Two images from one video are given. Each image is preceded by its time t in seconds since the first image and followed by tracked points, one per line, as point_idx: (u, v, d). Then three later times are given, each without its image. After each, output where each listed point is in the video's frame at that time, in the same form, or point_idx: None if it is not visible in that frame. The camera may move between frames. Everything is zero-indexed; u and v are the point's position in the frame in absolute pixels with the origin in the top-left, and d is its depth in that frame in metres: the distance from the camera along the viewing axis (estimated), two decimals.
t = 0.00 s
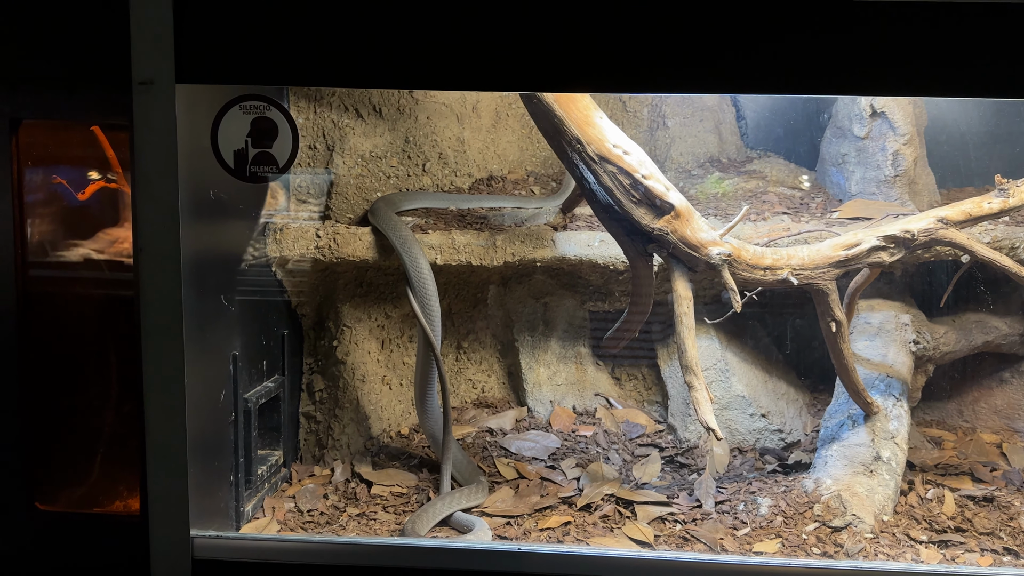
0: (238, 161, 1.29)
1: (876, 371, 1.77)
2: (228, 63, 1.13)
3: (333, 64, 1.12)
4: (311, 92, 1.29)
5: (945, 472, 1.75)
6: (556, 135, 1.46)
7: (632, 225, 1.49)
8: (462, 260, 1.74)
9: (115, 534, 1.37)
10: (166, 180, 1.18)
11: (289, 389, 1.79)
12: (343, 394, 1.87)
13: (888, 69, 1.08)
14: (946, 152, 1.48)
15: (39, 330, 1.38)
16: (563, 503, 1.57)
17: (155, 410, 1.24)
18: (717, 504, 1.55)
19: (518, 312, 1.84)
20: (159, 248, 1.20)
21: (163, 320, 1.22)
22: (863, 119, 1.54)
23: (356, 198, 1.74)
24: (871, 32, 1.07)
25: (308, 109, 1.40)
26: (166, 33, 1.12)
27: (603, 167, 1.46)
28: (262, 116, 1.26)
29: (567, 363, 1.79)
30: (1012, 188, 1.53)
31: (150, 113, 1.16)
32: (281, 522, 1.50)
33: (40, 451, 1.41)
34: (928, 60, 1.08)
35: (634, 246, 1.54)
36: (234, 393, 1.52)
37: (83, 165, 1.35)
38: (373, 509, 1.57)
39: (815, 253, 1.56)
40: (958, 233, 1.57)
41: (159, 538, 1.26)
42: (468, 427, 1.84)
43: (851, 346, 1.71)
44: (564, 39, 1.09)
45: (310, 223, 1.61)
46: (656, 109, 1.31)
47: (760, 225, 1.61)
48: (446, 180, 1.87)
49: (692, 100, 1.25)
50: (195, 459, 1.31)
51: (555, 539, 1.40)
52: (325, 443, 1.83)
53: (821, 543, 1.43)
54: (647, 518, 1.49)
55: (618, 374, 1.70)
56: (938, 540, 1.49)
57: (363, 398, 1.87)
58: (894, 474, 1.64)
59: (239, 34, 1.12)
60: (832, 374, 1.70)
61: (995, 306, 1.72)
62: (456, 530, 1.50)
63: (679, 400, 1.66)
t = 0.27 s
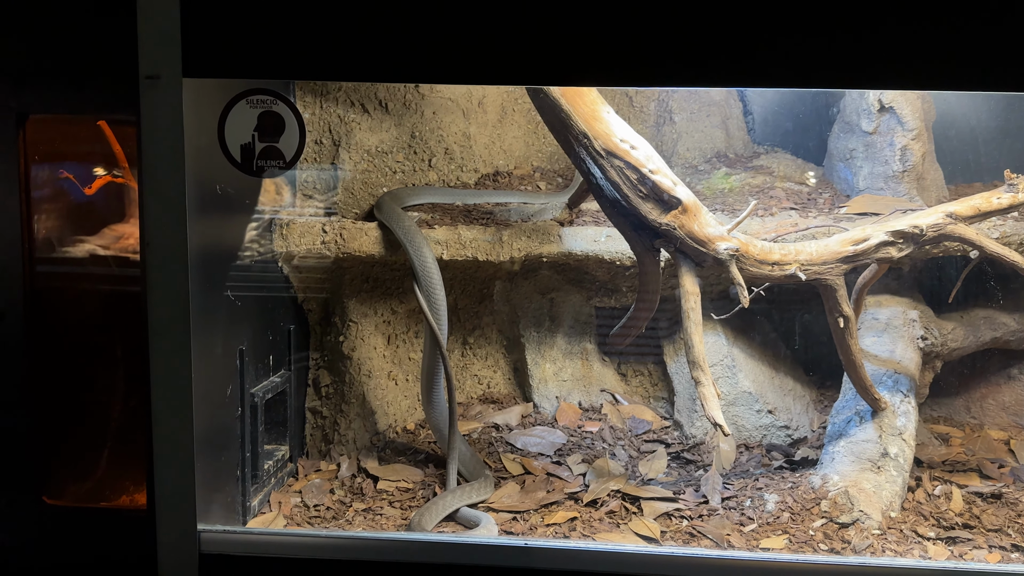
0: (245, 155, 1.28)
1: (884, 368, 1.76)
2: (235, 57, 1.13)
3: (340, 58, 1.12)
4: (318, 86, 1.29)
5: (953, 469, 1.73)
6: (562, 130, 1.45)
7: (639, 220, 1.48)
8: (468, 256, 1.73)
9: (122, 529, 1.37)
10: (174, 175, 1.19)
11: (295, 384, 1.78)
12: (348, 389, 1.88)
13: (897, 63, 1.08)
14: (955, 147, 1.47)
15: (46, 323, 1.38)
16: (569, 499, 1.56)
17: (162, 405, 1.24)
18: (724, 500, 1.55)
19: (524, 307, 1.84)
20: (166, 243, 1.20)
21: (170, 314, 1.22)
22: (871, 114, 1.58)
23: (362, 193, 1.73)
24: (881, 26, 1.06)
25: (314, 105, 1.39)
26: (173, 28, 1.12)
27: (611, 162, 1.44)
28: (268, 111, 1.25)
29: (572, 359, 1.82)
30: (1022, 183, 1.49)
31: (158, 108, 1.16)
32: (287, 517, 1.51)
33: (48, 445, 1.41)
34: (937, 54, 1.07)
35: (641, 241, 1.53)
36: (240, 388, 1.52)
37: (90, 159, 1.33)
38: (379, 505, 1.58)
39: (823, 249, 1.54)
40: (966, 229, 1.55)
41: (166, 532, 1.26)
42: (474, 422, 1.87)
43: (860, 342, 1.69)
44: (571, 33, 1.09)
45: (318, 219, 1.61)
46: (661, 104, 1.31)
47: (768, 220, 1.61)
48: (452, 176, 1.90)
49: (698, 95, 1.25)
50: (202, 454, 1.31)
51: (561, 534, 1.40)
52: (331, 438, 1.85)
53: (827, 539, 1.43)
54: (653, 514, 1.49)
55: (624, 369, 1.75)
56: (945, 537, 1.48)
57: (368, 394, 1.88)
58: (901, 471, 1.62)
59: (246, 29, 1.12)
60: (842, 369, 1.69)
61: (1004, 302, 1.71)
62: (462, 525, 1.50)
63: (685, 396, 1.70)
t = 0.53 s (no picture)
0: (251, 149, 1.29)
1: (892, 364, 1.78)
2: (241, 51, 1.12)
3: (346, 52, 1.11)
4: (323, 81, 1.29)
5: (961, 466, 1.75)
6: (569, 125, 1.45)
7: (646, 215, 1.50)
8: (474, 251, 1.76)
9: (128, 524, 1.36)
10: (180, 169, 1.18)
11: (301, 379, 1.82)
12: (355, 384, 1.91)
13: (908, 57, 1.07)
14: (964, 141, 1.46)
15: (51, 319, 1.36)
16: (575, 495, 1.60)
17: (169, 400, 1.24)
18: (731, 496, 1.57)
19: (529, 303, 1.84)
20: (171, 237, 1.20)
21: (177, 310, 1.22)
22: (880, 109, 1.58)
23: (368, 188, 1.73)
24: (892, 19, 1.05)
25: (320, 100, 1.39)
26: (179, 22, 1.11)
27: (618, 156, 1.46)
28: (275, 105, 1.25)
29: (579, 355, 1.81)
30: None
31: (163, 102, 1.15)
32: (294, 511, 1.52)
33: (55, 440, 1.40)
34: (949, 46, 1.06)
35: (648, 236, 1.55)
36: (246, 382, 1.53)
37: (96, 157, 1.35)
38: (385, 500, 1.61)
39: (831, 244, 1.58)
40: (976, 224, 1.55)
41: (173, 528, 1.26)
42: (479, 418, 1.90)
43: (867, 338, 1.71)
44: (579, 26, 1.08)
45: (325, 215, 1.62)
46: (668, 99, 1.30)
47: (776, 216, 1.62)
48: (458, 171, 1.92)
49: (705, 90, 1.25)
50: (209, 450, 1.31)
51: (567, 530, 1.42)
52: (337, 434, 1.87)
53: (835, 536, 1.44)
54: (660, 510, 1.51)
55: (630, 366, 1.73)
56: (953, 533, 1.50)
57: (374, 390, 1.91)
58: (909, 468, 1.66)
59: (251, 23, 1.11)
60: (848, 364, 1.70)
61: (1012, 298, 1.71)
62: (469, 521, 1.50)
63: (692, 392, 1.69)
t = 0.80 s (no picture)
0: (260, 151, 1.29)
1: (899, 364, 1.79)
2: (250, 53, 1.13)
3: (354, 53, 1.12)
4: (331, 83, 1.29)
5: (969, 467, 1.76)
6: (576, 126, 1.46)
7: (653, 217, 1.51)
8: (480, 252, 1.79)
9: (138, 524, 1.37)
10: (189, 171, 1.19)
11: (309, 379, 1.83)
12: (361, 384, 1.94)
13: (916, 58, 1.07)
14: (972, 142, 1.46)
15: (60, 319, 1.37)
16: (581, 495, 1.61)
17: (178, 401, 1.25)
18: (737, 497, 1.58)
19: (536, 302, 1.84)
20: (181, 239, 1.20)
21: (186, 310, 1.23)
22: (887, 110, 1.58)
23: (375, 189, 1.74)
24: (900, 20, 1.06)
25: (328, 100, 1.39)
26: (188, 24, 1.12)
27: (625, 157, 1.47)
28: (283, 107, 1.26)
29: (585, 355, 1.82)
30: None
31: (173, 104, 1.16)
32: (302, 511, 1.53)
33: (65, 440, 1.41)
34: (957, 48, 1.06)
35: (655, 238, 1.55)
36: (256, 383, 1.53)
37: (105, 155, 1.34)
38: (392, 500, 1.63)
39: (838, 245, 1.60)
40: (984, 225, 1.55)
41: (182, 528, 1.27)
42: (487, 418, 1.91)
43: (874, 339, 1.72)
44: (587, 28, 1.08)
45: (333, 215, 1.62)
46: (676, 99, 1.30)
47: (782, 217, 1.63)
48: (464, 171, 1.94)
49: (712, 91, 1.25)
50: (217, 449, 1.32)
51: (574, 530, 1.44)
52: (344, 433, 1.90)
53: (842, 537, 1.45)
54: (666, 511, 1.51)
55: (636, 366, 1.74)
56: (961, 534, 1.50)
57: (380, 390, 1.94)
58: (916, 469, 1.67)
59: (261, 25, 1.12)
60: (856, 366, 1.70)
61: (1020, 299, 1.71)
62: (475, 521, 1.52)
63: (698, 393, 1.71)
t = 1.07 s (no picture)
0: (267, 154, 1.29)
1: (905, 366, 1.79)
2: (256, 55, 1.14)
3: (360, 55, 1.12)
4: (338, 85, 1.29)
5: (975, 468, 1.76)
6: (582, 127, 1.47)
7: (659, 217, 1.52)
8: (487, 253, 1.79)
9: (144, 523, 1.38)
10: (196, 173, 1.19)
11: (315, 380, 1.84)
12: (368, 386, 1.95)
13: (924, 60, 1.07)
14: (977, 142, 1.46)
15: (67, 321, 1.37)
16: (587, 496, 1.62)
17: (184, 401, 1.26)
18: (743, 498, 1.59)
19: (541, 304, 1.88)
20: (188, 240, 1.21)
21: (193, 312, 1.23)
22: (893, 111, 1.58)
23: (381, 189, 1.76)
24: (907, 22, 1.06)
25: (333, 103, 1.41)
26: (195, 26, 1.12)
27: (631, 159, 1.47)
28: (290, 110, 1.27)
29: (591, 356, 1.84)
30: None
31: (180, 107, 1.16)
32: (308, 511, 1.54)
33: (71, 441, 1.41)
34: (964, 49, 1.06)
35: (661, 238, 1.57)
36: (262, 385, 1.54)
37: (111, 157, 1.36)
38: (398, 501, 1.64)
39: (844, 246, 1.60)
40: (990, 226, 1.55)
41: (189, 528, 1.27)
42: (492, 420, 1.92)
43: (880, 340, 1.73)
44: (594, 30, 1.09)
45: (339, 216, 1.65)
46: (681, 100, 1.31)
47: (788, 218, 1.65)
48: (471, 173, 1.94)
49: (718, 92, 1.25)
50: (224, 450, 1.32)
51: (580, 532, 1.43)
52: (351, 435, 1.91)
53: (848, 538, 1.45)
54: (672, 512, 1.52)
55: (642, 367, 1.77)
56: (968, 536, 1.50)
57: (387, 390, 1.95)
58: (922, 470, 1.67)
59: (269, 28, 1.12)
60: (863, 368, 1.73)
61: None
62: (481, 522, 1.54)
63: (704, 394, 1.73)
